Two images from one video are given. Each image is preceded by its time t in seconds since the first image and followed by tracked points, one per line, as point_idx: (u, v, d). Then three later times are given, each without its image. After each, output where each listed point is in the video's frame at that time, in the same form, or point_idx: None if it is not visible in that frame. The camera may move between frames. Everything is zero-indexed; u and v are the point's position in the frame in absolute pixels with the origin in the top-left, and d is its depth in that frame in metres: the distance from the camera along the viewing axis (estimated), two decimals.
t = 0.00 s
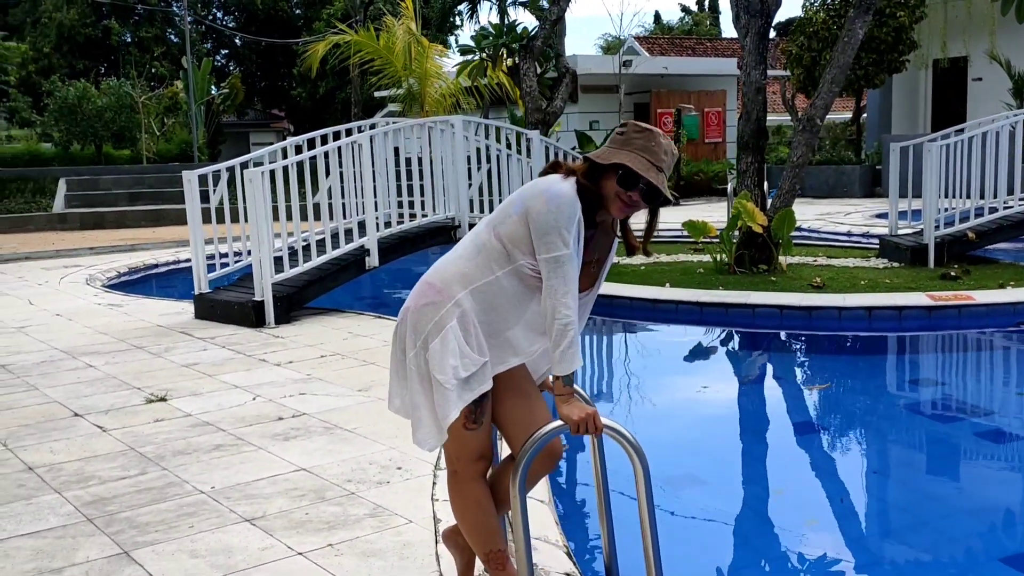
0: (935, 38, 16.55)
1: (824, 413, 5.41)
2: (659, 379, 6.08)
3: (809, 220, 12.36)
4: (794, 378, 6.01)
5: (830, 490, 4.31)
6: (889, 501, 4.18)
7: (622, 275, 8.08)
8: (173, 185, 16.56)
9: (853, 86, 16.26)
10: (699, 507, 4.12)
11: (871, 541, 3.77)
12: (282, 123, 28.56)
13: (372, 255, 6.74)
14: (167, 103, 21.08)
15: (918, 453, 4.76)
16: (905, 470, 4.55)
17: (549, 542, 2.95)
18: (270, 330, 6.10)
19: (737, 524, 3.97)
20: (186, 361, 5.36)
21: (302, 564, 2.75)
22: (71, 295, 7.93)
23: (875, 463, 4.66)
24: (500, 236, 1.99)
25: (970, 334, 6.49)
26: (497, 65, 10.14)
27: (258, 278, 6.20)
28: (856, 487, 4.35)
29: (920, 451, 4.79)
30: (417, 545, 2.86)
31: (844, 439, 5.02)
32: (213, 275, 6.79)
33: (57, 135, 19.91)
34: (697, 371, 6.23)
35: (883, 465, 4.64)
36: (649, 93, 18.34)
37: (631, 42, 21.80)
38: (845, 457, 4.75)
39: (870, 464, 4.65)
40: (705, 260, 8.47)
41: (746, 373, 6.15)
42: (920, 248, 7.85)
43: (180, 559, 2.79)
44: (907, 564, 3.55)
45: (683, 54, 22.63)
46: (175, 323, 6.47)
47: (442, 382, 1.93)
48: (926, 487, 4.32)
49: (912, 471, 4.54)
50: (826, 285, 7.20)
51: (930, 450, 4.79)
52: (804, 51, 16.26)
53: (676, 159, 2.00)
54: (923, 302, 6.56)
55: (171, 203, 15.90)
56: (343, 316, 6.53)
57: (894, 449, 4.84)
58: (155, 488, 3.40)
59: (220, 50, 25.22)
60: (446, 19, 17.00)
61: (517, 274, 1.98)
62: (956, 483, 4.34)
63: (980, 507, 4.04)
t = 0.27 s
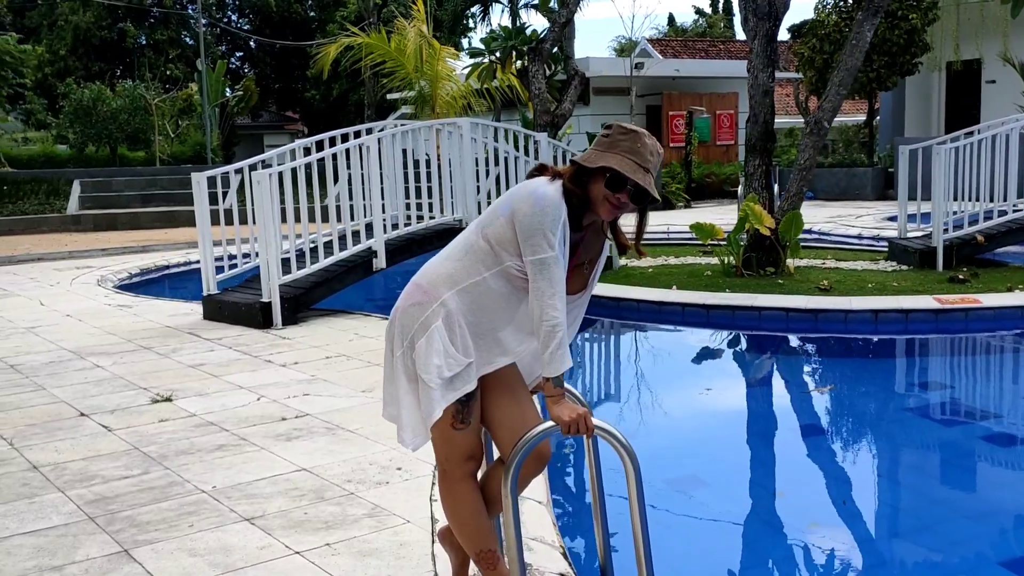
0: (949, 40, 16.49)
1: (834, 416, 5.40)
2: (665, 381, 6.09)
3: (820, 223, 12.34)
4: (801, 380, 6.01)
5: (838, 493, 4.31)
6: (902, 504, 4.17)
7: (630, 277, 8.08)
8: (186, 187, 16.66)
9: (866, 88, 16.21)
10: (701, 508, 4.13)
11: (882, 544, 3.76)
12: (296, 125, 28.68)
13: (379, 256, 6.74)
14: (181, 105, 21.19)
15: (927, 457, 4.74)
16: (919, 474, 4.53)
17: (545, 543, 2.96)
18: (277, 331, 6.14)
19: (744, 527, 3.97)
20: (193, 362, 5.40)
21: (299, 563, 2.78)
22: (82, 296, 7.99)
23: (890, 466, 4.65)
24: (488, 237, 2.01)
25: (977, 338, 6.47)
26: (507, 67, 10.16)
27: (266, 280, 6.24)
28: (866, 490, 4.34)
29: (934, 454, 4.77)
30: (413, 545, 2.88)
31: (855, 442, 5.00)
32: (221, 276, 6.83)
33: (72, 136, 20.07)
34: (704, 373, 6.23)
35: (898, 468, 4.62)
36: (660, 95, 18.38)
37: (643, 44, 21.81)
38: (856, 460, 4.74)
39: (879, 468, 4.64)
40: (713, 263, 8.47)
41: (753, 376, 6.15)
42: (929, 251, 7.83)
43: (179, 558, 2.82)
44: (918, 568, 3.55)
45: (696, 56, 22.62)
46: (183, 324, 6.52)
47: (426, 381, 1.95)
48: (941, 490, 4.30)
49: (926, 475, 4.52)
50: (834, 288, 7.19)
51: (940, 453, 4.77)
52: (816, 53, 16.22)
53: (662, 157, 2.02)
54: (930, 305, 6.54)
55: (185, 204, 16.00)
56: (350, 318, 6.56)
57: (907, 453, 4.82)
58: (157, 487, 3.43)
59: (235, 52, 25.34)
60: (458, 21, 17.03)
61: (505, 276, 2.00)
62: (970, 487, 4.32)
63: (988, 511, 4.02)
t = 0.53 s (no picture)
0: (961, 44, 16.42)
1: (845, 419, 5.38)
2: (671, 383, 6.09)
3: (829, 226, 12.31)
4: (807, 383, 6.00)
5: (846, 497, 4.31)
6: (914, 508, 4.16)
7: (636, 280, 8.09)
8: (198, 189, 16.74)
9: (878, 91, 16.15)
10: (703, 510, 4.14)
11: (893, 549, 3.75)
12: (309, 128, 28.78)
13: (386, 258, 6.76)
14: (195, 108, 21.28)
15: (935, 461, 4.72)
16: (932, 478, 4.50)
17: (540, 544, 2.97)
18: (283, 333, 6.17)
19: (751, 529, 3.98)
20: (198, 362, 5.43)
21: (294, 561, 2.80)
22: (91, 296, 8.05)
23: (903, 470, 4.63)
24: (473, 239, 2.03)
25: (984, 341, 6.44)
26: (517, 70, 10.18)
27: (273, 281, 6.28)
28: (873, 493, 4.34)
29: (947, 459, 4.75)
30: (408, 544, 2.90)
31: (868, 446, 4.98)
32: (229, 278, 6.88)
33: (87, 138, 20.19)
34: (710, 376, 6.23)
35: (912, 472, 4.60)
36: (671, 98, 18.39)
37: (656, 47, 21.79)
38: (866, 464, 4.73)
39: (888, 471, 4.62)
40: (720, 266, 8.46)
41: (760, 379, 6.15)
42: (937, 254, 7.77)
43: (177, 556, 2.84)
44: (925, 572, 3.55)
45: (708, 59, 22.61)
46: (190, 325, 6.56)
47: (412, 381, 1.99)
48: (954, 494, 4.28)
49: (939, 479, 4.50)
50: (841, 291, 7.18)
51: (948, 458, 4.74)
52: (828, 56, 16.18)
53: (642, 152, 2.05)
54: (936, 309, 6.52)
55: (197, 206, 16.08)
56: (356, 319, 6.59)
57: (919, 456, 4.80)
58: (158, 486, 3.46)
59: (249, 55, 25.43)
60: (470, 23, 17.06)
61: (491, 277, 2.02)
62: (982, 492, 4.30)
63: (995, 516, 4.01)
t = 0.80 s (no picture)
0: (975, 47, 16.35)
1: (855, 424, 5.37)
2: (676, 386, 6.10)
3: (840, 230, 12.27)
4: (813, 386, 6.01)
5: (851, 500, 4.32)
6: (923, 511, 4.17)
7: (643, 282, 8.09)
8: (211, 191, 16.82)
9: (890, 95, 16.10)
10: (705, 512, 4.17)
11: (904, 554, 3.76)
12: (323, 131, 28.88)
13: (392, 260, 6.79)
14: (209, 111, 21.39)
15: (942, 467, 4.71)
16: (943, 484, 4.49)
17: (534, 544, 2.99)
18: (288, 334, 6.21)
19: (756, 530, 4.00)
20: (204, 363, 5.47)
21: (288, 560, 2.82)
22: (101, 297, 8.11)
23: (914, 475, 4.62)
24: (452, 241, 2.05)
25: (990, 346, 6.42)
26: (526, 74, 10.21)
27: (279, 282, 6.31)
28: (880, 497, 4.35)
29: (958, 464, 4.73)
30: (402, 544, 2.92)
31: (879, 450, 4.97)
32: (236, 279, 6.92)
33: (101, 141, 20.32)
34: (716, 379, 6.23)
35: (923, 477, 4.60)
36: (683, 101, 18.38)
37: (669, 50, 21.78)
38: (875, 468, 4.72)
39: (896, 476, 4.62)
40: (727, 269, 8.46)
41: (766, 382, 6.15)
42: (945, 258, 7.74)
43: (173, 554, 2.87)
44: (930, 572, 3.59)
45: (720, 62, 22.59)
46: (197, 326, 6.61)
47: (391, 380, 2.04)
48: (964, 499, 4.28)
49: (949, 484, 4.49)
50: (847, 295, 7.17)
51: (956, 463, 4.73)
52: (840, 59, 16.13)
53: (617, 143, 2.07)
54: (942, 313, 6.51)
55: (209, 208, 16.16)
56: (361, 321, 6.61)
57: (931, 462, 4.79)
58: (158, 484, 3.49)
59: (263, 58, 25.54)
60: (481, 27, 17.10)
61: (470, 279, 2.04)
62: (993, 496, 4.29)
63: (1000, 519, 4.01)
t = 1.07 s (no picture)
0: (986, 50, 16.30)
1: (863, 427, 5.36)
2: (681, 389, 6.10)
3: (848, 233, 12.26)
4: (819, 388, 6.01)
5: (856, 503, 4.33)
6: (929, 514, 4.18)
7: (649, 285, 8.10)
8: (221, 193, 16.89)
9: (900, 97, 16.07)
10: (705, 513, 4.21)
11: (916, 558, 3.74)
12: (334, 133, 28.96)
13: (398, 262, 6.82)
14: (220, 113, 21.46)
15: (948, 471, 4.69)
16: (950, 488, 4.48)
17: (529, 544, 3.00)
18: (293, 335, 6.24)
19: (760, 531, 4.03)
20: (208, 363, 5.51)
21: (284, 558, 2.84)
22: (109, 298, 8.16)
23: (922, 479, 4.61)
24: (433, 242, 2.08)
25: (996, 348, 6.41)
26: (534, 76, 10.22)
27: (284, 284, 6.35)
28: (886, 500, 4.35)
29: (967, 468, 4.72)
30: (397, 542, 2.94)
31: (887, 454, 4.97)
32: (242, 280, 6.96)
33: (113, 143, 20.40)
34: (721, 381, 6.23)
35: (933, 482, 4.58)
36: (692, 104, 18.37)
37: (679, 53, 21.77)
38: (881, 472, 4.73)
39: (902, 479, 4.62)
40: (732, 272, 8.46)
41: (772, 384, 6.16)
42: (951, 261, 7.75)
43: (171, 551, 2.90)
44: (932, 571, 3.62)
45: (730, 64, 22.57)
46: (203, 327, 6.64)
47: (376, 378, 2.09)
48: (974, 503, 4.27)
49: (958, 488, 4.48)
50: (852, 297, 7.17)
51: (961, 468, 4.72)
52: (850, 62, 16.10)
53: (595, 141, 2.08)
54: (946, 316, 6.50)
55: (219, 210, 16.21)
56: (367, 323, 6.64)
57: (942, 466, 4.76)
58: (158, 483, 3.52)
59: (275, 60, 25.63)
60: (491, 29, 17.12)
61: (451, 278, 2.07)
62: (1007, 502, 4.27)
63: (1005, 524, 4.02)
